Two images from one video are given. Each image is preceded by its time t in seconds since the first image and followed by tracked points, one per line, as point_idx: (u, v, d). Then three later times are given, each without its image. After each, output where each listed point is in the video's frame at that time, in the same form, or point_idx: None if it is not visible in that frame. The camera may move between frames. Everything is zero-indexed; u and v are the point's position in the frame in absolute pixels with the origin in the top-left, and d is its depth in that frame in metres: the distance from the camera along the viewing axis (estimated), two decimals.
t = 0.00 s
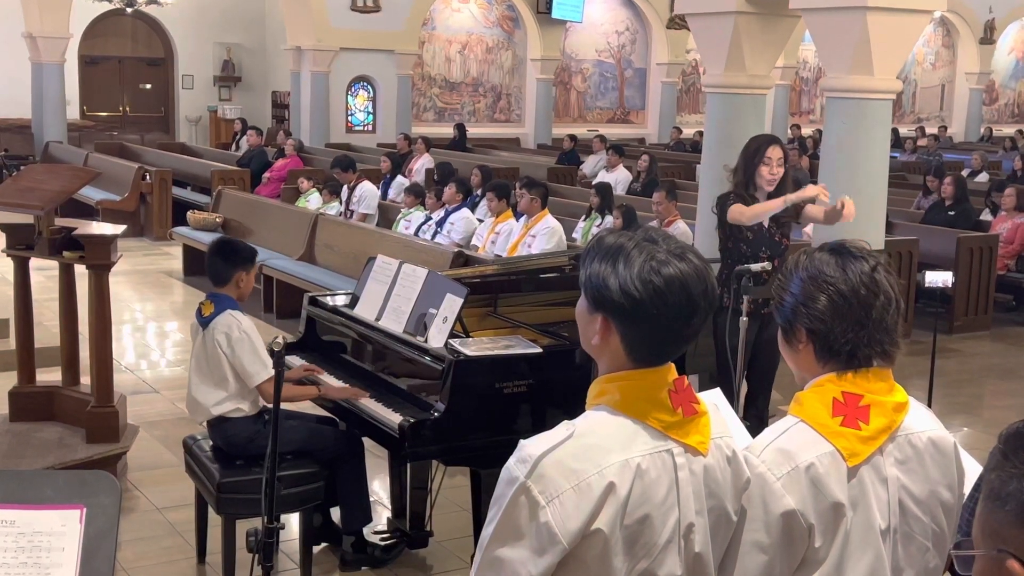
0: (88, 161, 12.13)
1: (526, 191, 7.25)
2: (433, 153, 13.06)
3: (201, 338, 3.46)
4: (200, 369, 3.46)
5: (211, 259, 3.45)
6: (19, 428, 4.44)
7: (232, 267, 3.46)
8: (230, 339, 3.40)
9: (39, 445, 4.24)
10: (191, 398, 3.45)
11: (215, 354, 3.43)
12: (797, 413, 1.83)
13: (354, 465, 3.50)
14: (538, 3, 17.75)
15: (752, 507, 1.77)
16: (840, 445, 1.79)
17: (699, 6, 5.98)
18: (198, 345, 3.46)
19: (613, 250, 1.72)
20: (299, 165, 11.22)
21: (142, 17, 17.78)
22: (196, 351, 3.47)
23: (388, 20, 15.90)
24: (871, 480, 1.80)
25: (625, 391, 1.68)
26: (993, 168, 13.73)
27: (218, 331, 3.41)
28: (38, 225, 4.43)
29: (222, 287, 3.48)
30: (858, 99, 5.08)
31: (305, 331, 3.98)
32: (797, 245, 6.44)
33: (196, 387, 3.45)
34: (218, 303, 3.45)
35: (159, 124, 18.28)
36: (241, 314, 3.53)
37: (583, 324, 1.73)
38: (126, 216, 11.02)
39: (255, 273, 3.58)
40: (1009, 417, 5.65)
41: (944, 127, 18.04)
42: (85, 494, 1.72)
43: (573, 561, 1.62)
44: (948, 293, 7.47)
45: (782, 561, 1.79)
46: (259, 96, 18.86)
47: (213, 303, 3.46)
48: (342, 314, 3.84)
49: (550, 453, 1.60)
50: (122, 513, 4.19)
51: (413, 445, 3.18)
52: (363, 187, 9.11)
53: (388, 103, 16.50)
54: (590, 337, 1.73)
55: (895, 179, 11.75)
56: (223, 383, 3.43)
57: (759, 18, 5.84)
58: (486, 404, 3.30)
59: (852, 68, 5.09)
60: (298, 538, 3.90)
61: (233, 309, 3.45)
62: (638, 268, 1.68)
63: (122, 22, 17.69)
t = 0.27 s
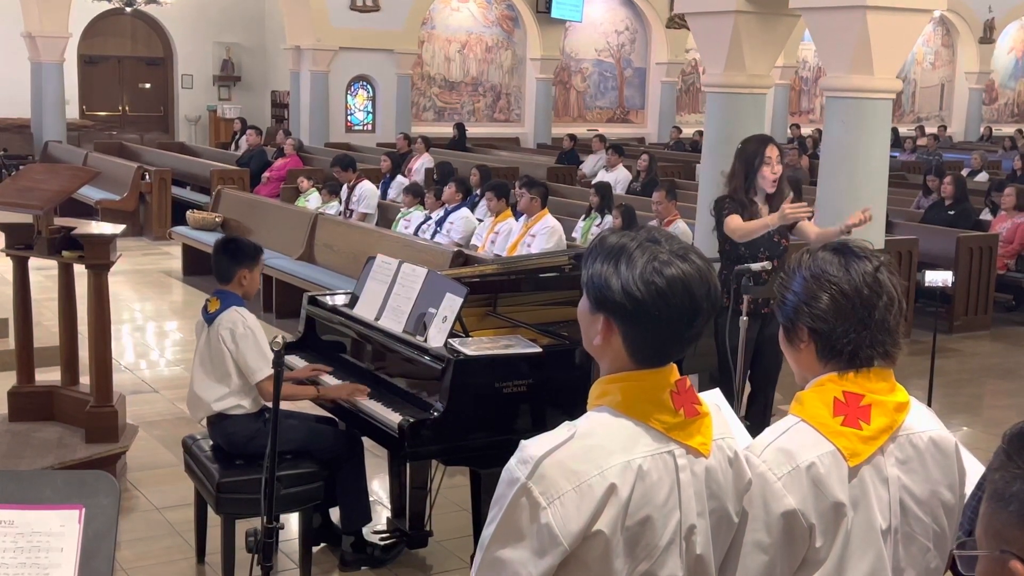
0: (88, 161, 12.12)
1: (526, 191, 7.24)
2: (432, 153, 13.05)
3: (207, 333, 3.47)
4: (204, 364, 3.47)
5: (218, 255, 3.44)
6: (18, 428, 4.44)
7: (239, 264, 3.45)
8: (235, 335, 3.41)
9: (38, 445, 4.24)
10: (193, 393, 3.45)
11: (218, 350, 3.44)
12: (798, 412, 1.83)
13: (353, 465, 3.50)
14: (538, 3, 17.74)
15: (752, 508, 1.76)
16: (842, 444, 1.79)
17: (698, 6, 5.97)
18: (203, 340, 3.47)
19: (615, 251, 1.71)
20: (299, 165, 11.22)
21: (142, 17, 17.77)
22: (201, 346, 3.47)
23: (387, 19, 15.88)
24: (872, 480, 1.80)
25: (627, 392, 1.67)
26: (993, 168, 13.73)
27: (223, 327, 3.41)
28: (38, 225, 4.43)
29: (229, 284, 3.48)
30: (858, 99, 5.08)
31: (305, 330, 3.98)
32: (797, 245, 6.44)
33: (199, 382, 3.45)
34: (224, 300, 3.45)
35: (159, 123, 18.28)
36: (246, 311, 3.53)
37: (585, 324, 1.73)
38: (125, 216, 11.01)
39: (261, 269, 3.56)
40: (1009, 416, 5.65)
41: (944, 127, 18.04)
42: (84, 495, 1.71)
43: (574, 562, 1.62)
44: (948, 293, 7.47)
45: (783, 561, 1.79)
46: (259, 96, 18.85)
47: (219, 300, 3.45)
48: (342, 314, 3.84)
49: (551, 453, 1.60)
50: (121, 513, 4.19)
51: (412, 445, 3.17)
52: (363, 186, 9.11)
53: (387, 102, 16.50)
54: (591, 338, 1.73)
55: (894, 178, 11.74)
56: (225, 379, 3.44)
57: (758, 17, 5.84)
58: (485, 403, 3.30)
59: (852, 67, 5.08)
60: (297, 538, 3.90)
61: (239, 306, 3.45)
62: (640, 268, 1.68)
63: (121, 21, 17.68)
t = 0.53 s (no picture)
0: (88, 160, 12.12)
1: (526, 190, 7.24)
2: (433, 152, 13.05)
3: (208, 332, 3.47)
4: (205, 362, 3.47)
5: (217, 255, 3.44)
6: (18, 427, 4.44)
7: (238, 263, 3.44)
8: (235, 334, 3.41)
9: (38, 445, 4.24)
10: (193, 391, 3.46)
11: (219, 348, 3.43)
12: (799, 412, 1.83)
13: (353, 463, 3.50)
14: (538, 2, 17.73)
15: (753, 507, 1.76)
16: (842, 443, 1.79)
17: (698, 5, 5.97)
18: (205, 337, 3.47)
19: (618, 250, 1.71)
20: (299, 164, 11.22)
21: (142, 17, 17.77)
22: (202, 343, 3.47)
23: (387, 19, 15.88)
24: (872, 480, 1.80)
25: (628, 392, 1.67)
26: (993, 168, 13.73)
27: (224, 325, 3.41)
28: (38, 225, 4.43)
29: (229, 283, 3.47)
30: (858, 98, 5.08)
31: (305, 330, 3.98)
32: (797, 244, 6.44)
33: (199, 380, 3.45)
34: (225, 298, 3.45)
35: (159, 123, 18.28)
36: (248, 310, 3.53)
37: (587, 324, 1.73)
38: (125, 215, 11.01)
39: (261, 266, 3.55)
40: (1009, 416, 5.65)
41: (944, 126, 18.03)
42: (84, 494, 1.71)
43: (574, 562, 1.62)
44: (948, 292, 7.47)
45: (783, 560, 1.78)
46: (259, 95, 18.84)
47: (220, 298, 3.46)
48: (342, 313, 3.84)
49: (552, 452, 1.60)
50: (121, 512, 4.19)
51: (412, 445, 3.18)
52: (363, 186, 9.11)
53: (387, 102, 16.49)
54: (594, 337, 1.73)
55: (894, 178, 11.75)
56: (225, 377, 3.44)
57: (758, 17, 5.84)
58: (485, 402, 3.30)
59: (851, 66, 5.08)
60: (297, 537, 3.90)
61: (241, 304, 3.45)
62: (643, 269, 1.68)
63: (121, 21, 17.68)
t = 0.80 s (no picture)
0: (89, 160, 12.12)
1: (527, 189, 7.25)
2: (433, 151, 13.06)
3: (207, 332, 3.47)
4: (202, 363, 3.47)
5: (217, 255, 3.45)
6: (18, 426, 4.44)
7: (237, 265, 3.45)
8: (233, 335, 3.40)
9: (38, 444, 4.24)
10: (191, 391, 3.45)
11: (217, 349, 3.43)
12: (799, 411, 1.83)
13: (352, 463, 3.50)
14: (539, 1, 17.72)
15: (754, 507, 1.76)
16: (843, 442, 1.79)
17: (699, 4, 5.96)
18: (202, 338, 3.47)
19: (622, 250, 1.71)
20: (300, 163, 11.22)
21: (143, 16, 17.77)
22: (199, 344, 3.47)
23: (388, 18, 15.87)
24: (872, 480, 1.80)
25: (631, 391, 1.67)
26: (993, 167, 13.72)
27: (222, 326, 3.41)
28: (38, 223, 4.44)
29: (228, 284, 3.47)
30: (858, 97, 5.08)
31: (305, 329, 3.98)
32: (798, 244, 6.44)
33: (197, 380, 3.45)
34: (224, 299, 3.44)
35: (160, 122, 18.29)
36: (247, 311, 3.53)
37: (590, 324, 1.73)
38: (126, 214, 11.01)
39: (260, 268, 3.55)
40: (1010, 415, 5.65)
41: (945, 126, 18.02)
42: (84, 493, 1.71)
43: (577, 562, 1.62)
44: (949, 291, 7.46)
45: (783, 560, 1.78)
46: (260, 94, 18.83)
47: (219, 299, 3.45)
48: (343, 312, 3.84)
49: (555, 452, 1.60)
50: (121, 511, 4.19)
51: (412, 444, 3.18)
52: (363, 185, 9.12)
53: (388, 101, 16.48)
54: (596, 337, 1.73)
55: (895, 177, 11.74)
56: (222, 378, 3.44)
57: (759, 16, 5.83)
58: (485, 402, 3.30)
59: (852, 65, 5.08)
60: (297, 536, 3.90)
61: (238, 306, 3.45)
62: (646, 268, 1.68)
63: (122, 20, 17.68)
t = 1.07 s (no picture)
0: (90, 159, 12.13)
1: (528, 188, 7.25)
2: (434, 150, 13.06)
3: (212, 332, 3.46)
4: (206, 364, 3.46)
5: (231, 254, 3.47)
6: (19, 425, 4.44)
7: (248, 264, 3.46)
8: (238, 336, 3.40)
9: (39, 443, 4.24)
10: (194, 392, 3.45)
11: (221, 349, 3.43)
12: (799, 410, 1.83)
13: (352, 462, 3.50)
14: None
15: (754, 505, 1.76)
16: (842, 441, 1.79)
17: (699, 3, 5.96)
18: (207, 338, 3.46)
19: (619, 248, 1.71)
20: (301, 162, 11.22)
21: (144, 15, 17.77)
22: (204, 345, 3.46)
23: (389, 17, 15.87)
24: (871, 478, 1.80)
25: (631, 389, 1.67)
26: (993, 165, 13.72)
27: (227, 327, 3.41)
28: (39, 223, 4.44)
29: (236, 283, 3.48)
30: (858, 97, 5.07)
31: (306, 328, 3.99)
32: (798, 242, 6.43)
33: (200, 381, 3.45)
34: (230, 299, 3.44)
35: (161, 121, 18.29)
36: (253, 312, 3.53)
37: (588, 322, 1.73)
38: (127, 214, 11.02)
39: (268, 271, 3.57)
40: (1010, 414, 5.64)
41: (946, 125, 18.00)
42: (83, 492, 1.71)
43: (579, 562, 1.62)
44: (950, 290, 7.46)
45: (781, 558, 1.79)
46: (261, 94, 18.84)
47: (225, 299, 3.45)
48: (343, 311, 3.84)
49: (556, 452, 1.59)
50: (122, 510, 4.19)
51: (413, 443, 3.18)
52: (364, 184, 9.12)
53: (389, 99, 16.48)
54: (596, 336, 1.73)
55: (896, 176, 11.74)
56: (225, 379, 3.43)
57: (759, 15, 5.82)
58: (485, 401, 3.30)
59: (852, 64, 5.08)
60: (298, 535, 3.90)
61: (245, 307, 3.45)
62: (645, 266, 1.68)
63: (124, 19, 17.68)
